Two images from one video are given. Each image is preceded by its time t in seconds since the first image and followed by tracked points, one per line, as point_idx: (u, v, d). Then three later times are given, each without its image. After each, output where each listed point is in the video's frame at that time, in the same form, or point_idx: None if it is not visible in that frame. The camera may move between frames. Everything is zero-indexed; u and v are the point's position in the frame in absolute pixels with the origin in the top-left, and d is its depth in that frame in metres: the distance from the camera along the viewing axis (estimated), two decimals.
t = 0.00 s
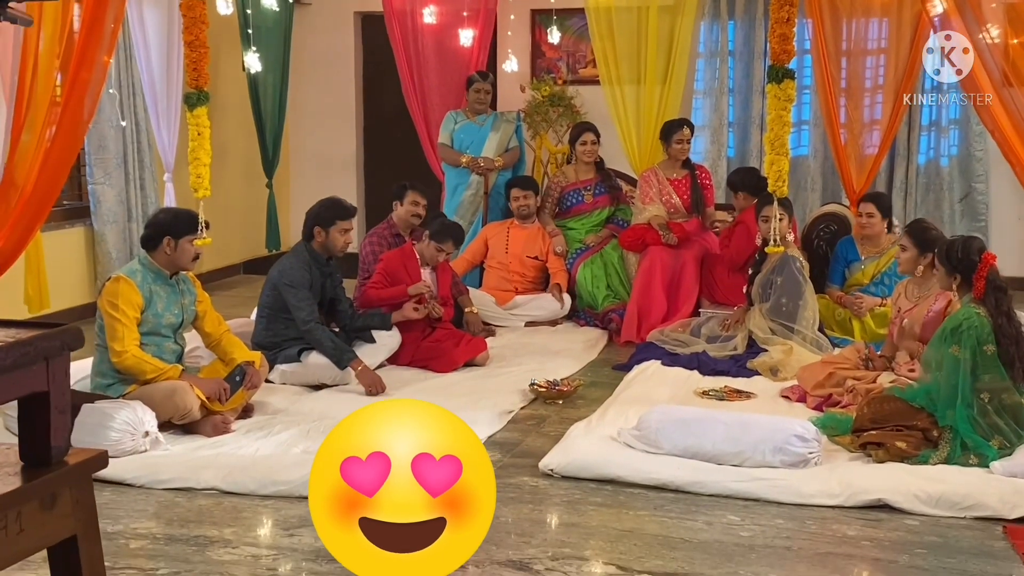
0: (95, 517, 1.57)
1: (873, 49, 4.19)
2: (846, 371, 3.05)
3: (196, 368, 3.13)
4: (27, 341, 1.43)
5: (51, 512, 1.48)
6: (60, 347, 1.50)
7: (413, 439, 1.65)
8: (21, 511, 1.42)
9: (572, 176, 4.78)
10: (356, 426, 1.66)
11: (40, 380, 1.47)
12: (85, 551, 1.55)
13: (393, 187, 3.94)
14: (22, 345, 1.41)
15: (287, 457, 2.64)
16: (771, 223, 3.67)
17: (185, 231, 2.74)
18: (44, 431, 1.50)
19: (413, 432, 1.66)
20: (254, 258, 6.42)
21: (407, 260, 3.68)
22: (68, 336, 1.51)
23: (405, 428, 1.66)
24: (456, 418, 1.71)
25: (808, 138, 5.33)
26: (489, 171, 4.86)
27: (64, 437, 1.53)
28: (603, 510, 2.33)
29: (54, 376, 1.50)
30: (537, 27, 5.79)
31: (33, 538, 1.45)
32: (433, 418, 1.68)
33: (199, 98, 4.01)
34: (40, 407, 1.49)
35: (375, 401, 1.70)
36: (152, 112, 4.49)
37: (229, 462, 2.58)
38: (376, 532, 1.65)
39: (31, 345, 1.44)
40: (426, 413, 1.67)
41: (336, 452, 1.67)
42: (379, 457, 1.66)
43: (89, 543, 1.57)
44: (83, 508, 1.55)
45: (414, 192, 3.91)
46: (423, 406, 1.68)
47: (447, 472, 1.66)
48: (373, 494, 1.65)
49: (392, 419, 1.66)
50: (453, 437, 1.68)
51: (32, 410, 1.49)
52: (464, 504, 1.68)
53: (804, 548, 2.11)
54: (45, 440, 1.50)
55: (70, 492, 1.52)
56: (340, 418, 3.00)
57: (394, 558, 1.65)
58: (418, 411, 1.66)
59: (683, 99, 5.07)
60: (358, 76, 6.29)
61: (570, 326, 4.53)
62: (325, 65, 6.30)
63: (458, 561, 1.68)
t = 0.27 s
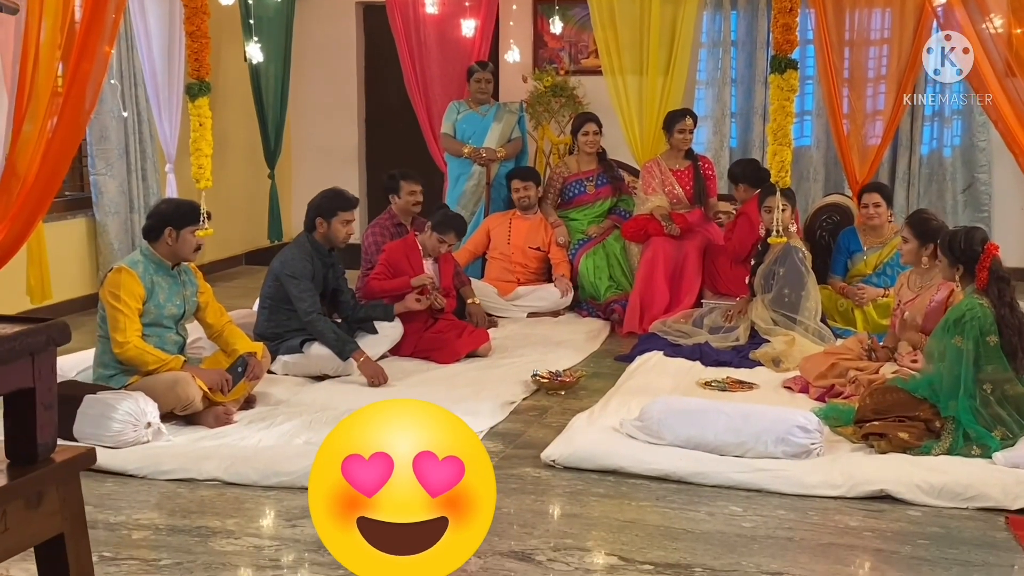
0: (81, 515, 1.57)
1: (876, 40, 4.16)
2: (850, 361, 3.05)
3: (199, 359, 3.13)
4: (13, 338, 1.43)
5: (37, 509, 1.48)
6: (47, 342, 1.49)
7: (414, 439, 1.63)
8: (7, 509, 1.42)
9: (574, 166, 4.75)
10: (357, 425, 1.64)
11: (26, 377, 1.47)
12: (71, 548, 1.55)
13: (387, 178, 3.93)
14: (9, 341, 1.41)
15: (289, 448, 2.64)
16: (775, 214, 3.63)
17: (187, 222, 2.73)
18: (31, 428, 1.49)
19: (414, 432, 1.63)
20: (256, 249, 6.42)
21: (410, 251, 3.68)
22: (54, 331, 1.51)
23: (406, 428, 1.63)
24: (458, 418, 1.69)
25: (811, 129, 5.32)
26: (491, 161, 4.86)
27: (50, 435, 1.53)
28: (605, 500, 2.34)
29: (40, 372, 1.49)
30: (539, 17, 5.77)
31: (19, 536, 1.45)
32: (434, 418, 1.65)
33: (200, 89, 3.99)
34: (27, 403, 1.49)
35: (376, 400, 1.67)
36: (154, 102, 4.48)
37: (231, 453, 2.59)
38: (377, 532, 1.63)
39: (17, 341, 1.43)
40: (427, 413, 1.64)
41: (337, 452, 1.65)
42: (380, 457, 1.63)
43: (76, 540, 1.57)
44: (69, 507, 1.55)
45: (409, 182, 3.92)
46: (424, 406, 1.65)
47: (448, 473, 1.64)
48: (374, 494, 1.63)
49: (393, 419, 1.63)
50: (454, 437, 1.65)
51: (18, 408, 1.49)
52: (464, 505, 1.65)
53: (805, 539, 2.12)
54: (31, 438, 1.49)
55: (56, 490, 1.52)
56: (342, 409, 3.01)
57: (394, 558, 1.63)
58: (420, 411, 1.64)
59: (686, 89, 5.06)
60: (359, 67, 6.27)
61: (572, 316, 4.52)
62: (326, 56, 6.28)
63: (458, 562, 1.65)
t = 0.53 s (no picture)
0: (70, 515, 1.53)
1: (878, 31, 4.15)
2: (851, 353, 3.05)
3: (200, 352, 3.13)
4: None
5: (23, 511, 1.44)
6: (31, 340, 1.43)
7: (413, 438, 1.56)
8: None
9: (576, 158, 4.75)
10: (355, 424, 1.57)
11: (11, 373, 1.42)
12: (59, 550, 1.52)
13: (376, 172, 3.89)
14: None
15: (291, 440, 2.64)
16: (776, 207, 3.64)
17: (189, 215, 2.73)
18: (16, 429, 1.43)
19: (414, 431, 1.57)
20: (257, 242, 6.42)
21: (411, 243, 3.66)
22: (40, 328, 1.45)
23: (405, 427, 1.56)
24: (457, 417, 1.62)
25: (813, 121, 5.30)
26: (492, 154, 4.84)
27: (36, 435, 1.47)
28: (608, 493, 2.34)
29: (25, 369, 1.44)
30: (541, 9, 5.75)
31: (6, 537, 1.41)
32: (433, 416, 1.59)
33: (201, 81, 3.98)
34: (12, 403, 1.43)
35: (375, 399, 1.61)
36: (155, 95, 4.48)
37: (233, 446, 2.59)
38: (376, 534, 1.57)
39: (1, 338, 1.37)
40: (427, 411, 1.58)
41: (335, 452, 1.58)
42: (378, 457, 1.57)
43: (64, 542, 1.53)
44: (56, 508, 1.51)
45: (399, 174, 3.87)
46: (423, 404, 1.59)
47: (447, 472, 1.58)
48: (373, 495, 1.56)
49: (392, 418, 1.57)
50: (455, 436, 1.59)
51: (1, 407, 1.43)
52: (465, 505, 1.59)
53: (808, 532, 2.11)
54: (16, 438, 1.44)
55: (43, 491, 1.47)
56: (344, 401, 3.01)
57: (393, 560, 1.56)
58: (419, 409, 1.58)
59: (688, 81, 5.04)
60: (361, 59, 6.26)
61: (574, 309, 4.52)
62: (327, 48, 6.27)
63: (459, 563, 1.59)
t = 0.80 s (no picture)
0: (55, 516, 1.53)
1: (879, 24, 4.15)
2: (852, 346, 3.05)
3: (201, 346, 3.13)
4: None
5: (8, 511, 1.44)
6: (15, 339, 1.44)
7: (413, 439, 1.56)
8: None
9: (576, 152, 4.73)
10: (356, 425, 1.57)
11: None
12: (43, 552, 1.51)
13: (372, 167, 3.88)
14: None
15: (292, 434, 2.64)
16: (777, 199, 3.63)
17: (190, 209, 2.73)
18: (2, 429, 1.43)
19: (414, 432, 1.56)
20: (257, 236, 6.42)
21: (412, 236, 3.68)
22: (23, 327, 1.45)
23: (406, 427, 1.56)
24: (458, 417, 1.62)
25: (814, 114, 5.28)
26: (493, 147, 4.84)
27: (21, 435, 1.47)
28: (608, 486, 2.34)
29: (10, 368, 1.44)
30: (541, 2, 5.73)
31: None
32: (434, 417, 1.58)
33: (201, 74, 3.97)
34: None
35: (376, 400, 1.61)
36: (155, 89, 4.47)
37: (234, 439, 2.59)
38: (376, 534, 1.57)
39: None
40: (428, 412, 1.58)
41: (336, 452, 1.58)
42: (379, 457, 1.56)
43: (49, 543, 1.53)
44: (42, 508, 1.51)
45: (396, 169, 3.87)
46: (424, 405, 1.59)
47: (448, 473, 1.57)
48: (373, 495, 1.56)
49: (392, 418, 1.57)
50: (455, 437, 1.59)
51: None
52: (465, 506, 1.59)
53: (809, 525, 2.12)
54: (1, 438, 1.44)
55: (28, 491, 1.47)
56: (345, 395, 3.01)
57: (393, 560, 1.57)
58: (420, 410, 1.57)
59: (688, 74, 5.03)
60: (361, 52, 6.25)
61: (575, 302, 4.52)
62: (327, 41, 6.25)
63: (459, 564, 1.59)
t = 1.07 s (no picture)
0: (37, 518, 1.53)
1: (877, 18, 4.16)
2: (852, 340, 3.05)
3: (200, 341, 3.13)
4: None
5: None
6: None
7: (413, 440, 1.56)
8: None
9: (575, 147, 4.74)
10: (357, 425, 1.57)
11: None
12: (26, 554, 1.52)
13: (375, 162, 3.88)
14: None
15: (291, 429, 2.64)
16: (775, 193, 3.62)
17: (188, 203, 2.73)
18: None
19: (414, 432, 1.56)
20: (255, 231, 6.41)
21: (411, 232, 3.66)
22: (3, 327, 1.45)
23: (406, 428, 1.56)
24: (457, 417, 1.62)
25: (813, 108, 5.28)
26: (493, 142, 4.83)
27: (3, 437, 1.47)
28: (607, 480, 2.34)
29: None
30: None
31: None
32: (433, 417, 1.58)
33: (200, 69, 3.95)
34: None
35: (376, 400, 1.60)
36: (153, 83, 4.47)
37: (233, 434, 2.59)
38: (376, 533, 1.57)
39: None
40: (428, 413, 1.58)
41: (336, 452, 1.58)
42: (378, 458, 1.56)
43: (31, 545, 1.53)
44: (25, 510, 1.51)
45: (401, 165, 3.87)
46: (424, 405, 1.59)
47: (448, 474, 1.57)
48: (373, 496, 1.56)
49: (392, 418, 1.57)
50: (455, 437, 1.59)
51: None
52: (464, 506, 1.59)
53: (807, 518, 2.12)
54: None
55: (10, 493, 1.47)
56: (345, 390, 3.01)
57: (393, 560, 1.57)
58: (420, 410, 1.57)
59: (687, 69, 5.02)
60: (359, 47, 6.24)
61: (573, 297, 4.52)
62: (325, 35, 6.24)
63: (459, 563, 1.59)
